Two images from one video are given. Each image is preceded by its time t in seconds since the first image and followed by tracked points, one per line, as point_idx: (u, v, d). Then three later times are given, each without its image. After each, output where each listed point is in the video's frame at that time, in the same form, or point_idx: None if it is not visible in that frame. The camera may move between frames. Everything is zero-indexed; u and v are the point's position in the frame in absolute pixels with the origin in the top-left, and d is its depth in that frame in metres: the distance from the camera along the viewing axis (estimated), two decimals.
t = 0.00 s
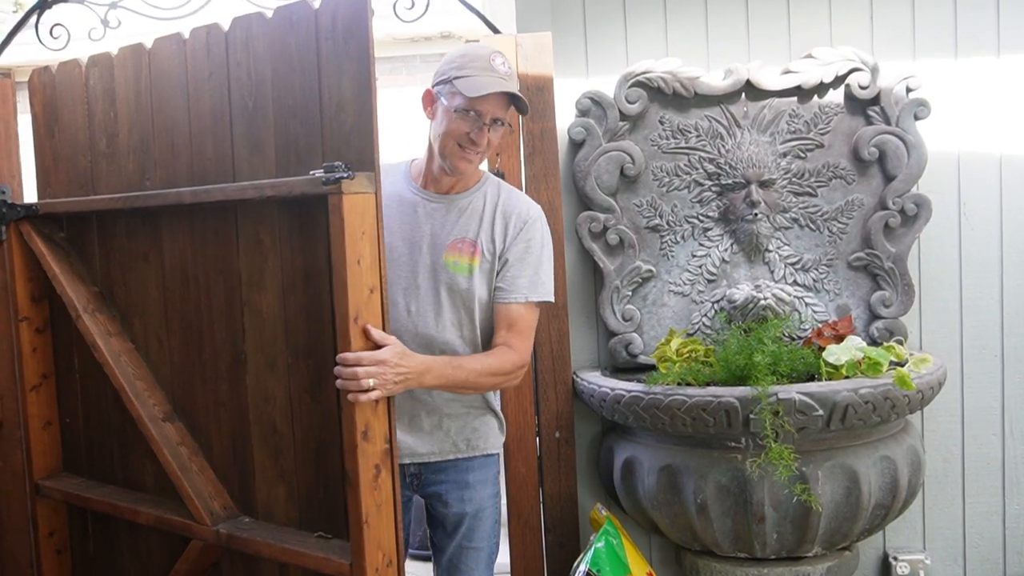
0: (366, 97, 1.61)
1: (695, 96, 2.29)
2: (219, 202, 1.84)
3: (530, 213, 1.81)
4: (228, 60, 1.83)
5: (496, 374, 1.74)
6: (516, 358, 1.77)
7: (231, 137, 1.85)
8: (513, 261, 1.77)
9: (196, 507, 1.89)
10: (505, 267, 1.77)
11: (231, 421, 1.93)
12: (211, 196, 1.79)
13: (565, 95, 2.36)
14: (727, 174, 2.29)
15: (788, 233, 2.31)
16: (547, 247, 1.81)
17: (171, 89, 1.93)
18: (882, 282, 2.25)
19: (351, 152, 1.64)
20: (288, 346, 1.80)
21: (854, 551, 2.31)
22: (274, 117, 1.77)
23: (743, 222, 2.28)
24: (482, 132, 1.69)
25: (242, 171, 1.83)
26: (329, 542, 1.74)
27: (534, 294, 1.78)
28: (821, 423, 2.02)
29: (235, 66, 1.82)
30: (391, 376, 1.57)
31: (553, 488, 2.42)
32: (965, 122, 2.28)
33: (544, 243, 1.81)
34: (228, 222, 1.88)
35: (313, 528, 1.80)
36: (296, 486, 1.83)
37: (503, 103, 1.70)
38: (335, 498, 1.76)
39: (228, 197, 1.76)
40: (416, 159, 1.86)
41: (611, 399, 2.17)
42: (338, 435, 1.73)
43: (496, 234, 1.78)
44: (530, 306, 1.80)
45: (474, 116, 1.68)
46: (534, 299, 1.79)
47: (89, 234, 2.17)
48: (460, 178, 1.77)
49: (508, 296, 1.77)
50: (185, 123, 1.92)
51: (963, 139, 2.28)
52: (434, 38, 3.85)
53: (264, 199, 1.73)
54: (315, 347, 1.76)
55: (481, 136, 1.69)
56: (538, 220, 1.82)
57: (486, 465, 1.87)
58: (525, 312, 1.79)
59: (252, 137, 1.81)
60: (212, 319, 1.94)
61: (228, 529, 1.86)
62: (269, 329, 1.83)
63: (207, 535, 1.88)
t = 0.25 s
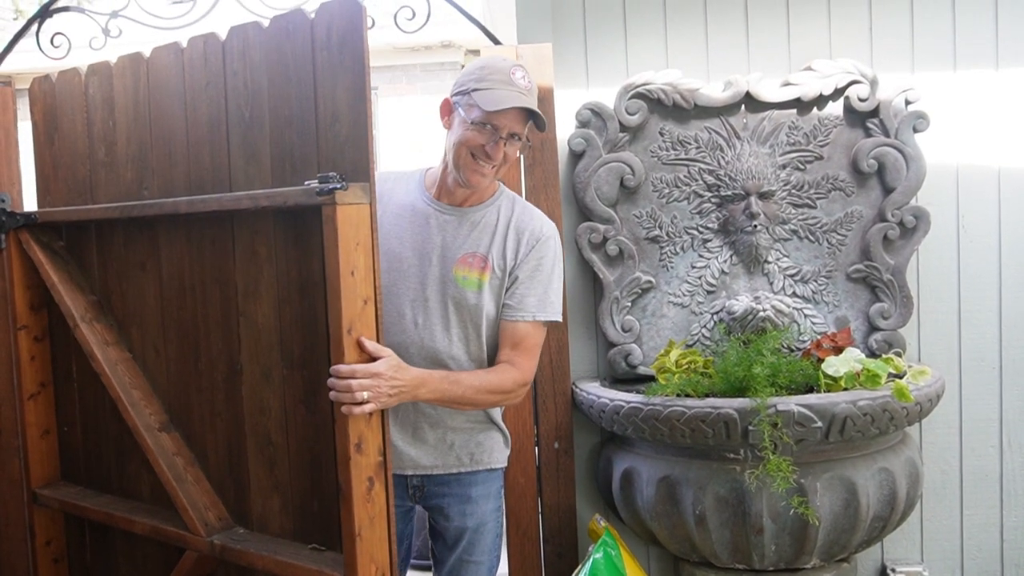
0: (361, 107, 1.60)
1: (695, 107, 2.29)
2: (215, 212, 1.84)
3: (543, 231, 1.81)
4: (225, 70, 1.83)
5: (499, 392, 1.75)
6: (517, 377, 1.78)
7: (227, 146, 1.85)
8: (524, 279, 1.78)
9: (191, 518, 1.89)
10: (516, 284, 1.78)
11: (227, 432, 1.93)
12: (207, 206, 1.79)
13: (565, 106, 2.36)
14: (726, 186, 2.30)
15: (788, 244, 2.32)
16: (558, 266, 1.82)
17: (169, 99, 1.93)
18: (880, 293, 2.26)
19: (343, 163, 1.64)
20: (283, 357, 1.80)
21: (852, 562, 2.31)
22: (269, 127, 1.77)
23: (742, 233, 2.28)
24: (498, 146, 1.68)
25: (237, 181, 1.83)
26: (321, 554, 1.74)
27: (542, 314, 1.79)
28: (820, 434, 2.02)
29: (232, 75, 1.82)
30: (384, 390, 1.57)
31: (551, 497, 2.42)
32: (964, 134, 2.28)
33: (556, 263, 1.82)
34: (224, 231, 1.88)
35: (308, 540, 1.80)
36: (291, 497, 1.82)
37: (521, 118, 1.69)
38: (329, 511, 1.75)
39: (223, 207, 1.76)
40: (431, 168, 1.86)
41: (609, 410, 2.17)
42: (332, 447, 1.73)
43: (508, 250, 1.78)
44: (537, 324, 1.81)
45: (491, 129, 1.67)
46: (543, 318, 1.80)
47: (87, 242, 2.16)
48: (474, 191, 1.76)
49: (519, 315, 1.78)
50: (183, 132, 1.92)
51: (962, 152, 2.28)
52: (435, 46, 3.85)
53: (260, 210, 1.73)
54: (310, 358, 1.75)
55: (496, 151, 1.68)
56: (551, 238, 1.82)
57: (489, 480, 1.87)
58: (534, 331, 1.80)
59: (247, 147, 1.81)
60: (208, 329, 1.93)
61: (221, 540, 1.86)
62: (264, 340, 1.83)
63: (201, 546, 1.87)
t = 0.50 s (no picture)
0: (361, 109, 1.60)
1: (694, 111, 2.30)
2: (214, 213, 1.84)
3: (547, 236, 1.81)
4: (225, 71, 1.83)
5: (501, 396, 1.74)
6: (519, 381, 1.77)
7: (227, 147, 1.85)
8: (528, 284, 1.78)
9: (189, 521, 1.88)
10: (520, 288, 1.78)
11: (225, 434, 1.92)
12: (206, 207, 1.79)
13: (565, 109, 2.36)
14: (726, 190, 2.30)
15: (787, 248, 2.32)
16: (562, 271, 1.82)
17: (168, 100, 1.93)
18: (879, 297, 2.26)
19: (343, 165, 1.64)
20: (281, 359, 1.79)
21: (851, 566, 2.31)
22: (269, 128, 1.77)
23: (741, 237, 2.28)
24: (503, 149, 1.67)
25: (237, 182, 1.83)
26: (320, 558, 1.73)
27: (547, 319, 1.79)
28: (819, 438, 2.01)
29: (232, 77, 1.82)
30: (384, 393, 1.57)
31: (550, 501, 2.41)
32: (963, 139, 2.29)
33: (562, 267, 1.82)
34: (222, 233, 1.88)
35: (306, 543, 1.80)
36: (289, 500, 1.82)
37: (527, 122, 1.68)
38: (327, 513, 1.75)
39: (222, 208, 1.76)
40: (436, 170, 1.87)
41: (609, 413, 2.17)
42: (330, 449, 1.72)
43: (512, 255, 1.78)
44: (541, 328, 1.81)
45: (496, 133, 1.66)
46: (548, 322, 1.80)
47: (86, 244, 2.16)
48: (479, 195, 1.76)
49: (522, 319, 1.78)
50: (182, 133, 1.92)
51: (961, 156, 2.29)
52: (434, 50, 3.80)
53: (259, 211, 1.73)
54: (309, 360, 1.75)
55: (501, 155, 1.68)
56: (556, 242, 1.82)
57: (492, 485, 1.87)
58: (538, 335, 1.80)
59: (247, 148, 1.81)
60: (207, 330, 1.93)
61: (219, 543, 1.85)
62: (264, 342, 1.82)
63: (199, 549, 1.87)
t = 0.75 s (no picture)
0: (362, 115, 1.60)
1: (694, 118, 2.30)
2: (214, 218, 1.84)
3: (548, 241, 1.81)
4: (226, 77, 1.83)
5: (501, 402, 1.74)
6: (519, 388, 1.77)
7: (227, 153, 1.85)
8: (529, 289, 1.78)
9: (187, 525, 1.88)
10: (521, 294, 1.78)
11: (224, 439, 1.92)
12: (206, 212, 1.79)
13: (564, 116, 2.37)
14: (725, 197, 2.30)
15: (786, 255, 2.32)
16: (563, 276, 1.81)
17: (169, 105, 1.94)
18: (878, 305, 2.26)
19: (344, 171, 1.64)
20: (280, 365, 1.79)
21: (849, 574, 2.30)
22: (270, 133, 1.77)
23: (740, 244, 2.28)
24: (502, 155, 1.67)
25: (237, 187, 1.83)
26: (318, 564, 1.72)
27: (547, 325, 1.79)
28: (818, 446, 2.01)
29: (233, 82, 1.83)
30: (383, 399, 1.57)
31: (548, 507, 2.41)
32: (962, 147, 2.29)
33: (562, 273, 1.81)
34: (222, 238, 1.88)
35: (304, 549, 1.79)
36: (287, 506, 1.82)
37: (526, 128, 1.68)
38: (325, 519, 1.75)
39: (222, 213, 1.76)
40: (437, 176, 1.87)
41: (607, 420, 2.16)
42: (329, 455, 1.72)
43: (512, 261, 1.78)
44: (542, 334, 1.80)
45: (495, 139, 1.66)
46: (548, 328, 1.79)
47: (85, 248, 2.16)
48: (480, 200, 1.76)
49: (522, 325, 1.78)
50: (183, 138, 1.92)
51: (961, 165, 2.29)
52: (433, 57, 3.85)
53: (260, 217, 1.73)
54: (308, 366, 1.75)
55: (500, 161, 1.68)
56: (556, 248, 1.82)
57: (491, 492, 1.87)
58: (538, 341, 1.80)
59: (247, 154, 1.81)
60: (206, 335, 1.93)
61: (217, 548, 1.85)
62: (263, 347, 1.82)
63: (197, 554, 1.86)
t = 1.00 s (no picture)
0: (362, 120, 1.61)
1: (693, 123, 2.31)
2: (215, 222, 1.84)
3: (548, 245, 1.82)
4: (227, 81, 1.84)
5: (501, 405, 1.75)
6: (519, 391, 1.77)
7: (228, 157, 1.85)
8: (529, 293, 1.79)
9: (186, 529, 1.88)
10: (521, 298, 1.79)
11: (223, 443, 1.92)
12: (206, 216, 1.80)
13: (564, 120, 2.37)
14: (724, 202, 2.31)
15: (785, 260, 2.32)
16: (563, 280, 1.82)
17: (169, 109, 1.94)
18: (877, 310, 2.27)
19: (344, 176, 1.64)
20: (280, 369, 1.80)
21: None
22: (270, 138, 1.78)
23: (740, 249, 2.29)
24: (503, 159, 1.68)
25: (237, 191, 1.84)
26: (318, 567, 1.72)
27: (548, 329, 1.80)
28: (817, 450, 2.02)
29: (233, 87, 1.83)
30: (384, 402, 1.57)
31: (547, 511, 2.41)
32: (961, 153, 2.30)
33: (562, 276, 1.82)
34: (222, 242, 1.89)
35: (304, 553, 1.79)
36: (286, 510, 1.82)
37: (527, 132, 1.69)
38: (324, 523, 1.75)
39: (223, 218, 1.76)
40: (437, 180, 1.87)
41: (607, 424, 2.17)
42: (330, 459, 1.72)
43: (513, 265, 1.79)
44: (542, 338, 1.81)
45: (497, 143, 1.67)
46: (549, 331, 1.80)
47: (85, 251, 2.17)
48: (480, 204, 1.77)
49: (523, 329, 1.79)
50: (183, 142, 1.92)
51: (959, 170, 2.30)
52: (432, 61, 3.86)
53: (261, 221, 1.73)
54: (307, 370, 1.75)
55: (502, 165, 1.69)
56: (556, 251, 1.83)
57: (491, 496, 1.87)
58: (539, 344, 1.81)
59: (248, 158, 1.82)
60: (206, 338, 1.93)
61: (216, 552, 1.85)
62: (263, 351, 1.83)
63: (197, 558, 1.86)
